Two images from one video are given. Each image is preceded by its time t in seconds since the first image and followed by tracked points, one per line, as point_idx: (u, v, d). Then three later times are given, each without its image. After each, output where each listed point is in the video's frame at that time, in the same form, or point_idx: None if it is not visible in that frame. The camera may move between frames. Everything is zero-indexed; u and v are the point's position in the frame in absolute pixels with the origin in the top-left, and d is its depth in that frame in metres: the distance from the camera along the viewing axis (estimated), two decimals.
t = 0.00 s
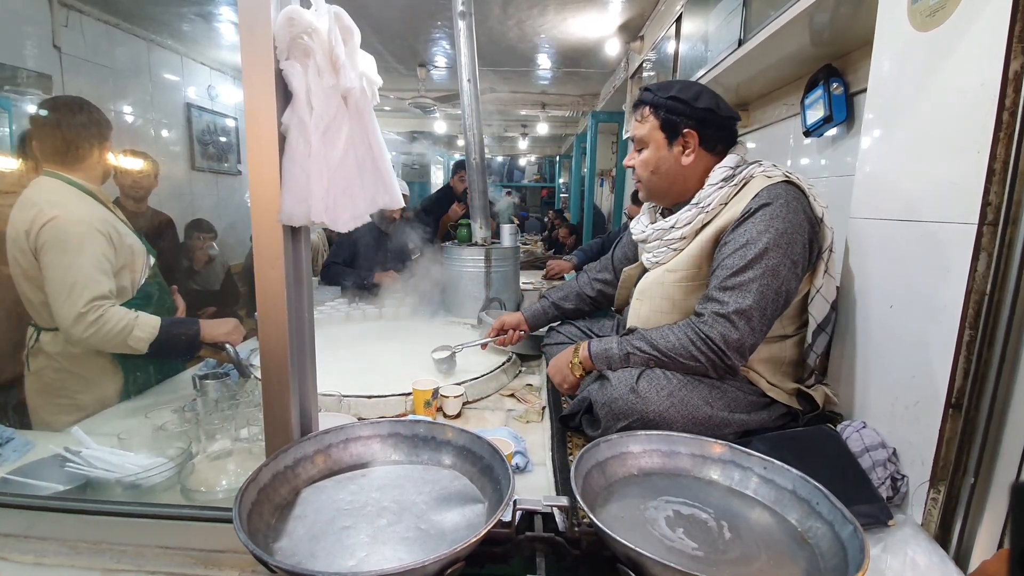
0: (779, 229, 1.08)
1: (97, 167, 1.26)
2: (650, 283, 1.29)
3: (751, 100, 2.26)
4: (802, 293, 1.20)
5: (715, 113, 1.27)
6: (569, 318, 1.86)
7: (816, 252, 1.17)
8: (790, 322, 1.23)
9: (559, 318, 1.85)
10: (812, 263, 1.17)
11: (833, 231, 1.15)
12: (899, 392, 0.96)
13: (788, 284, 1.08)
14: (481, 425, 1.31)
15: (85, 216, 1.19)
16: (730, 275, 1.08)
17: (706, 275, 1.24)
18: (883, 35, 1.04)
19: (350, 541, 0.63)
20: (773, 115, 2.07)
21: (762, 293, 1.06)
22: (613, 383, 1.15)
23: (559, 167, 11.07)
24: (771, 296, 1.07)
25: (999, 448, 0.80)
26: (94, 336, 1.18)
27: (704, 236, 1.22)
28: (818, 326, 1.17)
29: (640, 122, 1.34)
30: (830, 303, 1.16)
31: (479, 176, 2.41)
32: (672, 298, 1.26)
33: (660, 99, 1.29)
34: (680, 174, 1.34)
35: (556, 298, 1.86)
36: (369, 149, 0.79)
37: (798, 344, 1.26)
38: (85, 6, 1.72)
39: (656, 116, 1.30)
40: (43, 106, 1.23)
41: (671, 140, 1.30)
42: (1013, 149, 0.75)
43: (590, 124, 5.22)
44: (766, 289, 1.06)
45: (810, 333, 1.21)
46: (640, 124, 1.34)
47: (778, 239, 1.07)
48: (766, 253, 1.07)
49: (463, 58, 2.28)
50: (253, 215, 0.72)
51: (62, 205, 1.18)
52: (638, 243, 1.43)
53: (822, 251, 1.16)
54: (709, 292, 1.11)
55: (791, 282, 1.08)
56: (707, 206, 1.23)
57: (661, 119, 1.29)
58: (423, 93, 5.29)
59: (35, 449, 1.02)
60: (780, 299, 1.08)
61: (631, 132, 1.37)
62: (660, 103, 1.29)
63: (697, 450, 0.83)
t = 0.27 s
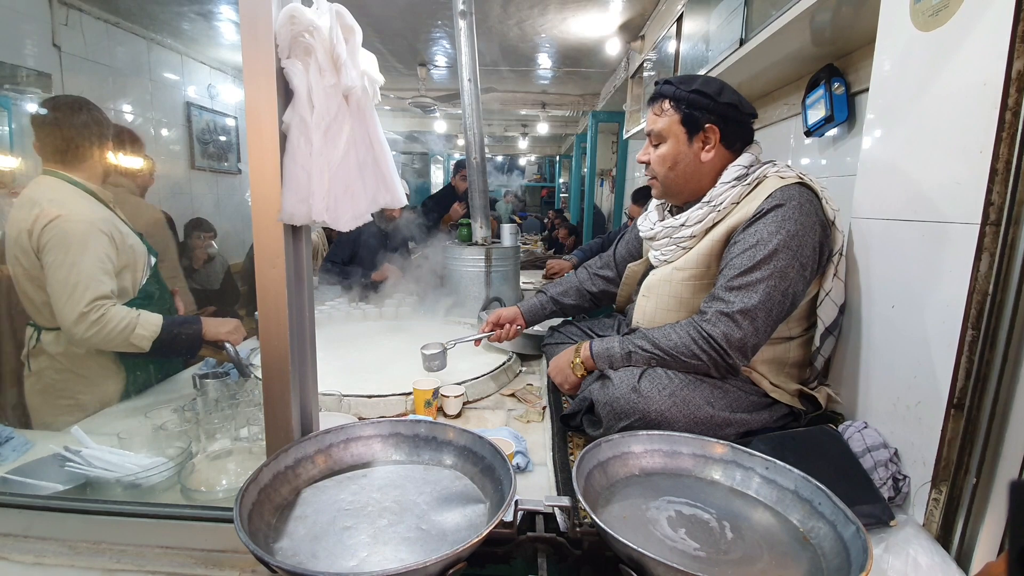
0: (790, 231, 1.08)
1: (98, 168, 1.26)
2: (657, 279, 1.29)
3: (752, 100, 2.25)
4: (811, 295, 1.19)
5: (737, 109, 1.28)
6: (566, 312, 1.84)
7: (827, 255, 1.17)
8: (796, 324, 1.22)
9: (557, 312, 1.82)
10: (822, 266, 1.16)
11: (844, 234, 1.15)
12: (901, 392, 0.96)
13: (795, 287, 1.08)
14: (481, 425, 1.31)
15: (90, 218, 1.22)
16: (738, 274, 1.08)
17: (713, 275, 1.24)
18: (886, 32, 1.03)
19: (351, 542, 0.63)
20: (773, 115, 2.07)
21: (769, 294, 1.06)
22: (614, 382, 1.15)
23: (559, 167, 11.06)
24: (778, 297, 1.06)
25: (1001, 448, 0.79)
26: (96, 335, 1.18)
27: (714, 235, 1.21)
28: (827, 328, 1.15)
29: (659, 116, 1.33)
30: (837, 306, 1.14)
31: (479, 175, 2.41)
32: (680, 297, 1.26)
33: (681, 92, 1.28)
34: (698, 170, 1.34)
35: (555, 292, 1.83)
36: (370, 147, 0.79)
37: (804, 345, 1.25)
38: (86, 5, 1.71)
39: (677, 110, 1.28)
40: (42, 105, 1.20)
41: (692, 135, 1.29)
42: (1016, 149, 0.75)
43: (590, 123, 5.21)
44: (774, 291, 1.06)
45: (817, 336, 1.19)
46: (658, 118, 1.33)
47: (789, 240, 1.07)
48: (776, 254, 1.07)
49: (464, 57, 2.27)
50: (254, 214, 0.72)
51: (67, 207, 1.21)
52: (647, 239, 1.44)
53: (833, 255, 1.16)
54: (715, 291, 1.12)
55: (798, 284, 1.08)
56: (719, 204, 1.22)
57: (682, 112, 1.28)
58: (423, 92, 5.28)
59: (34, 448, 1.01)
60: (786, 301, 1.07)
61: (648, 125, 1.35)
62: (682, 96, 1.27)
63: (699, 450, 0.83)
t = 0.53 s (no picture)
0: (795, 233, 1.08)
1: (98, 166, 1.25)
2: (660, 280, 1.28)
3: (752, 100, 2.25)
4: (814, 297, 1.19)
5: (744, 109, 1.27)
6: (560, 308, 1.82)
7: (831, 258, 1.16)
8: (799, 326, 1.22)
9: (552, 308, 1.80)
10: (825, 268, 1.16)
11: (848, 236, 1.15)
12: (902, 393, 0.96)
13: (797, 289, 1.08)
14: (481, 425, 1.31)
15: (93, 217, 1.22)
16: (740, 276, 1.08)
17: (715, 277, 1.23)
18: (890, 29, 1.02)
19: (350, 542, 0.63)
20: (774, 115, 2.07)
21: (771, 296, 1.06)
22: (614, 383, 1.15)
23: (559, 166, 11.05)
24: (780, 300, 1.06)
25: (1003, 449, 0.79)
26: (102, 335, 1.19)
27: (718, 236, 1.21)
28: (829, 331, 1.16)
29: (664, 115, 1.31)
30: (841, 309, 1.14)
31: (479, 174, 2.40)
32: (683, 299, 1.25)
33: (688, 91, 1.27)
34: (703, 171, 1.34)
35: (551, 288, 1.80)
36: (371, 146, 0.78)
37: (805, 347, 1.24)
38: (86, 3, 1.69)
39: (684, 109, 1.27)
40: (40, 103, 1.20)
41: (698, 135, 1.29)
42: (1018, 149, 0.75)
43: (590, 123, 5.21)
44: (776, 293, 1.06)
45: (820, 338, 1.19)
46: (664, 116, 1.31)
47: (793, 243, 1.07)
48: (779, 256, 1.07)
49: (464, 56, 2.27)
50: (253, 213, 0.72)
51: (70, 206, 1.22)
52: (648, 239, 1.44)
53: (836, 258, 1.16)
54: (717, 292, 1.11)
55: (800, 287, 1.08)
56: (723, 205, 1.21)
57: (689, 112, 1.27)
58: (423, 91, 5.27)
59: (33, 448, 1.01)
60: (788, 304, 1.07)
61: (654, 124, 1.34)
62: (690, 95, 1.26)
63: (700, 450, 0.82)
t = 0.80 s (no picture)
0: (795, 234, 1.08)
1: (96, 165, 1.25)
2: (659, 280, 1.28)
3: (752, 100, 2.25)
4: (815, 298, 1.19)
5: (742, 109, 1.27)
6: (557, 306, 1.82)
7: (832, 258, 1.16)
8: (799, 326, 1.22)
9: (549, 305, 1.80)
10: (826, 269, 1.16)
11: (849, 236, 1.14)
12: (903, 393, 0.95)
13: (797, 290, 1.08)
14: (481, 425, 1.31)
15: (93, 216, 1.21)
16: (740, 277, 1.07)
17: (715, 277, 1.23)
18: (891, 28, 1.02)
19: (350, 542, 0.62)
20: (774, 115, 2.06)
21: (771, 297, 1.06)
22: (614, 383, 1.15)
23: (559, 166, 11.05)
24: (780, 301, 1.06)
25: (1004, 449, 0.79)
26: (101, 335, 1.18)
27: (718, 237, 1.21)
28: (830, 332, 1.15)
29: (662, 115, 1.31)
30: (841, 309, 1.14)
31: (479, 174, 2.40)
32: (683, 300, 1.25)
33: (686, 91, 1.27)
34: (701, 171, 1.33)
35: (549, 285, 1.79)
36: (370, 145, 0.78)
37: (806, 348, 1.24)
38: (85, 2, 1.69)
39: (682, 109, 1.27)
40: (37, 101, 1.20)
41: (696, 136, 1.28)
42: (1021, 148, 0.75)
43: (590, 123, 5.20)
44: (776, 294, 1.06)
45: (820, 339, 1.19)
46: (663, 116, 1.31)
47: (794, 243, 1.07)
48: (780, 257, 1.06)
49: (465, 55, 2.26)
50: (253, 212, 0.72)
51: (70, 205, 1.20)
52: (649, 239, 1.44)
53: (836, 258, 1.15)
54: (716, 293, 1.11)
55: (801, 288, 1.08)
56: (723, 206, 1.21)
57: (687, 112, 1.27)
58: (423, 91, 5.27)
59: (32, 447, 1.01)
60: (788, 305, 1.07)
61: (652, 124, 1.34)
62: (687, 95, 1.26)
63: (700, 450, 0.82)
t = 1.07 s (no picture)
0: (794, 232, 1.07)
1: (92, 164, 1.25)
2: (659, 279, 1.28)
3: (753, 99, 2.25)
4: (814, 296, 1.19)
5: (717, 111, 1.24)
6: (559, 306, 1.82)
7: (831, 257, 1.15)
8: (799, 325, 1.22)
9: (551, 305, 1.80)
10: (826, 268, 1.15)
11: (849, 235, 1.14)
12: (904, 393, 0.95)
13: (797, 288, 1.07)
14: (481, 424, 1.31)
15: (91, 214, 1.21)
16: (739, 275, 1.07)
17: (715, 276, 1.23)
18: (892, 28, 1.02)
19: (350, 542, 0.62)
20: (775, 115, 2.06)
21: (771, 295, 1.05)
22: (614, 382, 1.14)
23: (559, 165, 11.04)
24: (780, 299, 1.06)
25: (1006, 449, 0.79)
26: (101, 333, 1.19)
27: (717, 235, 1.20)
28: (830, 330, 1.15)
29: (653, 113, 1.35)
30: (841, 308, 1.14)
31: (479, 173, 2.39)
32: (683, 299, 1.25)
33: (668, 90, 1.29)
34: (678, 171, 1.34)
35: (551, 285, 1.79)
36: (371, 144, 0.79)
37: (806, 347, 1.24)
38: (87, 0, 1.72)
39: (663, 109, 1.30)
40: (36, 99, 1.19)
41: (672, 135, 1.30)
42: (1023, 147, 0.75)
43: (591, 122, 5.20)
44: (775, 292, 1.05)
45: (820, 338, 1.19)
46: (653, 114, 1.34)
47: (792, 241, 1.07)
48: (779, 255, 1.06)
49: (465, 54, 2.26)
50: (253, 210, 0.71)
51: (68, 203, 1.20)
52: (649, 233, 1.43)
53: (836, 257, 1.15)
54: (716, 291, 1.11)
55: (800, 286, 1.07)
56: (722, 204, 1.20)
57: (666, 112, 1.29)
58: (423, 90, 5.26)
59: (31, 445, 1.01)
60: (788, 303, 1.07)
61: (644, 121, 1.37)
62: (668, 94, 1.29)
63: (701, 450, 0.82)
